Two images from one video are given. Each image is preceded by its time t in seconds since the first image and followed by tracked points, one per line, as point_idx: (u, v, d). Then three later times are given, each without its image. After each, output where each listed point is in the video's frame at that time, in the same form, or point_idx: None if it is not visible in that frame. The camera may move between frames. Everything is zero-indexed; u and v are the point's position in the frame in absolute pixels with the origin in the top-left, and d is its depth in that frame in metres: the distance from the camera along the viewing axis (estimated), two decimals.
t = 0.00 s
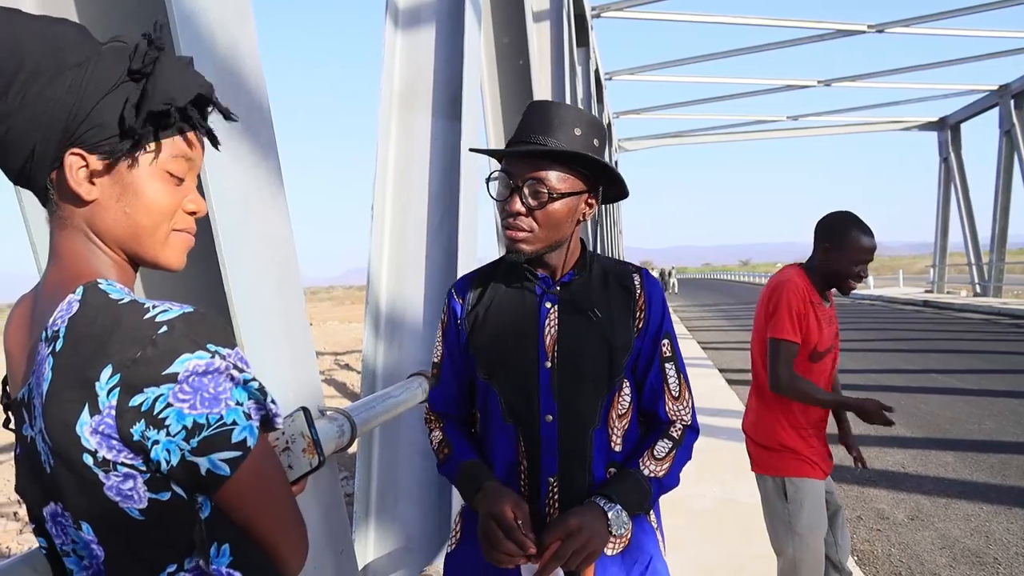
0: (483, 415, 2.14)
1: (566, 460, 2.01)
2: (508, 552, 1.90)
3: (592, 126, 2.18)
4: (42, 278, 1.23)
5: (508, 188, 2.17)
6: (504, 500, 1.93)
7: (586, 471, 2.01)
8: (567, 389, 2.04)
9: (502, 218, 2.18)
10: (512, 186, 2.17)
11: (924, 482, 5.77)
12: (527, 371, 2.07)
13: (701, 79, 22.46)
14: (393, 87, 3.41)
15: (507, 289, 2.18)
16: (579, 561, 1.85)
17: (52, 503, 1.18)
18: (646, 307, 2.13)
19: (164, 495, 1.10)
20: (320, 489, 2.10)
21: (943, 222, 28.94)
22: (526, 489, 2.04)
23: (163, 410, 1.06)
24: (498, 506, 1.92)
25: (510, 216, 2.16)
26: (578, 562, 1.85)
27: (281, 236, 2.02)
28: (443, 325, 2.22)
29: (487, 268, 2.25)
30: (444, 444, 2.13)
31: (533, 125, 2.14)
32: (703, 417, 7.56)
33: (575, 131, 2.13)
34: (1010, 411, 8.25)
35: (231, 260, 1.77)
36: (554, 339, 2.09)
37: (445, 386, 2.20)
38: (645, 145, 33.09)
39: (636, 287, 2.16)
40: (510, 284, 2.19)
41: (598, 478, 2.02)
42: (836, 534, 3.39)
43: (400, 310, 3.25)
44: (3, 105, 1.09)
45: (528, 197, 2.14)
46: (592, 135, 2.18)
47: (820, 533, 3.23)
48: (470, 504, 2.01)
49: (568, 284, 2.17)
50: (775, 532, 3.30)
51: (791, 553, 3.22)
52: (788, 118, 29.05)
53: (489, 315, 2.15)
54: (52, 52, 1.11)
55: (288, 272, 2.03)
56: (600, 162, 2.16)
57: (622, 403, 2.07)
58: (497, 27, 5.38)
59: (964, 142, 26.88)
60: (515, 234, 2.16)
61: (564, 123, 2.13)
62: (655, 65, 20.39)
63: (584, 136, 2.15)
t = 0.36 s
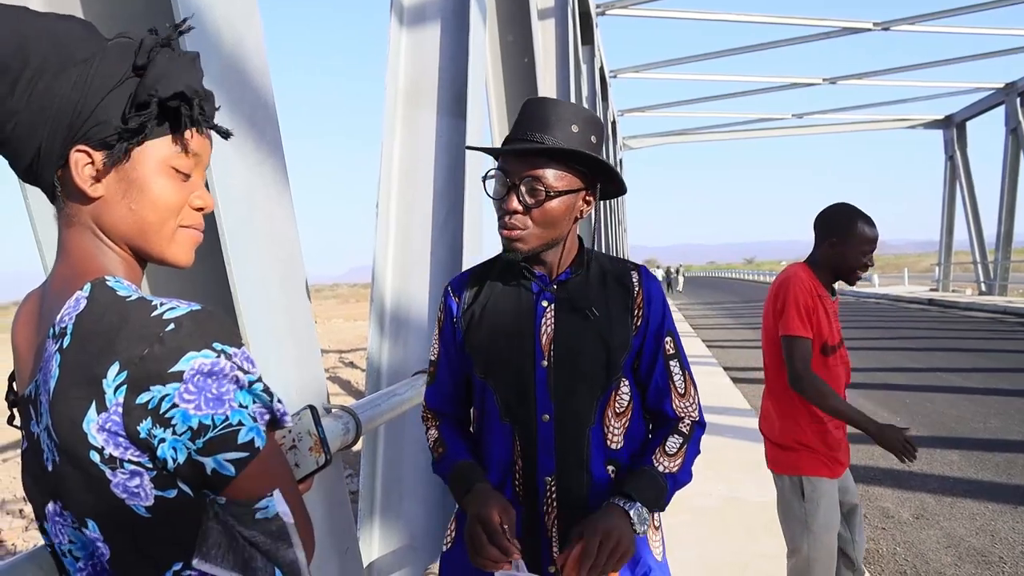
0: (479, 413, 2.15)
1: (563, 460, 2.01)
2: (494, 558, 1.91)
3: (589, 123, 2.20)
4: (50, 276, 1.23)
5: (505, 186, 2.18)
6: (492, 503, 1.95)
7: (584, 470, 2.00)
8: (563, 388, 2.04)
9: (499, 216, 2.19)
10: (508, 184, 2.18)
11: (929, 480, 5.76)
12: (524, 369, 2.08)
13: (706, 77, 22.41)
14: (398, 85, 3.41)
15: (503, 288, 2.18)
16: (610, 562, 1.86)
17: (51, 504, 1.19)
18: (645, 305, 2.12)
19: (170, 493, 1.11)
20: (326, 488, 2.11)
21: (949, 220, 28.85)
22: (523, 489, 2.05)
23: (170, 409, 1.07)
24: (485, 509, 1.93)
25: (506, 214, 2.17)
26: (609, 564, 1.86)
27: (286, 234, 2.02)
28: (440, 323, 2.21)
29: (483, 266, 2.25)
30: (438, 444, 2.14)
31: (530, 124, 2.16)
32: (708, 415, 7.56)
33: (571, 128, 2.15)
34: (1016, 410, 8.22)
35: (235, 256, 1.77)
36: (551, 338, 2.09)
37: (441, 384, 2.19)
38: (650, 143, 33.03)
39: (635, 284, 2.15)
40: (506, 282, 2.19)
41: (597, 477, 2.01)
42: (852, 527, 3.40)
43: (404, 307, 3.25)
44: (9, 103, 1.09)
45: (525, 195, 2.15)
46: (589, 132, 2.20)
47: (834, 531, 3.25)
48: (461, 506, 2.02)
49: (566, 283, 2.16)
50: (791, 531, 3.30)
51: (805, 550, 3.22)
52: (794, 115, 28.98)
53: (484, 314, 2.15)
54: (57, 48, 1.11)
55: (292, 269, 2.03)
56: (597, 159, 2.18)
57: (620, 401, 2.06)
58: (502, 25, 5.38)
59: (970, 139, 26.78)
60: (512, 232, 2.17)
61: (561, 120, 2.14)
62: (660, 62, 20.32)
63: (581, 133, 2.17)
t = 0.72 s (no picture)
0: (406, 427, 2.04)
1: (498, 468, 1.94)
2: None
3: (509, 122, 2.12)
4: (50, 277, 1.24)
5: (426, 188, 2.08)
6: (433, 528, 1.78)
7: (522, 476, 1.95)
8: (494, 394, 1.99)
9: (421, 220, 2.09)
10: (430, 186, 2.08)
11: (932, 482, 5.75)
12: (452, 379, 2.00)
13: (711, 77, 22.39)
14: (401, 84, 3.40)
15: (429, 296, 2.09)
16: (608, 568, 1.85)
17: (54, 502, 1.19)
18: (574, 305, 2.09)
19: (170, 493, 1.11)
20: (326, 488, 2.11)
21: (953, 221, 28.80)
22: (459, 502, 1.96)
23: (169, 410, 1.07)
24: (426, 532, 1.77)
25: (429, 218, 2.07)
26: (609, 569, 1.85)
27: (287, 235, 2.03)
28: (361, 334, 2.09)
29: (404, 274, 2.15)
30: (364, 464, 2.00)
31: (447, 123, 2.06)
32: (711, 416, 7.55)
33: (492, 127, 2.06)
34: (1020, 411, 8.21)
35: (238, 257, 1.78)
36: (479, 344, 2.03)
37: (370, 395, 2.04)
38: (653, 143, 33.01)
39: (561, 284, 2.11)
40: (431, 290, 2.10)
41: (535, 482, 1.96)
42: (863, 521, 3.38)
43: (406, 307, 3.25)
44: (12, 103, 1.10)
45: (448, 197, 2.06)
46: (509, 131, 2.11)
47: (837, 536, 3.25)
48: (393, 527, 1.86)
49: (490, 287, 2.10)
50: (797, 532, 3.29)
51: (811, 550, 3.22)
52: (797, 116, 28.95)
53: (410, 324, 2.04)
54: (61, 48, 1.11)
55: (292, 270, 2.04)
56: (521, 158, 2.10)
57: (553, 404, 2.02)
58: (506, 24, 5.36)
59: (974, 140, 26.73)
60: (435, 237, 2.06)
61: (481, 119, 2.05)
62: (665, 62, 20.31)
63: (502, 133, 2.09)
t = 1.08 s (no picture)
0: (345, 436, 1.86)
1: (451, 466, 1.84)
2: None
3: (435, 116, 2.03)
4: (50, 273, 1.23)
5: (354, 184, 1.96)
6: (406, 556, 1.65)
7: (474, 471, 1.88)
8: (440, 392, 1.88)
9: (349, 218, 1.96)
10: (358, 182, 1.96)
11: (934, 481, 5.75)
12: (396, 380, 1.86)
13: (715, 76, 22.39)
14: (404, 82, 3.40)
15: (360, 296, 1.91)
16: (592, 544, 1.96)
17: (40, 500, 1.19)
18: (501, 294, 2.07)
19: (173, 489, 1.12)
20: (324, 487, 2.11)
21: (956, 220, 28.77)
22: (412, 506, 1.83)
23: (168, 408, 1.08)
24: (400, 554, 1.65)
25: (358, 216, 1.95)
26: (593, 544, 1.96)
27: (288, 233, 2.06)
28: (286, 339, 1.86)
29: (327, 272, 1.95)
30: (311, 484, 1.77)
31: (370, 116, 1.93)
32: (714, 415, 7.56)
33: (419, 120, 1.96)
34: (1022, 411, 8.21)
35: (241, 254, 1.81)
36: (422, 342, 1.90)
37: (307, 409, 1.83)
38: (657, 141, 33.00)
39: (488, 274, 2.07)
40: (361, 289, 1.92)
41: (484, 474, 1.90)
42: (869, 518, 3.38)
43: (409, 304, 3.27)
44: (20, 97, 1.09)
45: (378, 193, 1.95)
46: (435, 125, 2.02)
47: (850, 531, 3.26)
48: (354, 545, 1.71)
49: (424, 283, 1.97)
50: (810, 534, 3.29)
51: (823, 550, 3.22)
52: (802, 115, 28.91)
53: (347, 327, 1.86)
54: (73, 44, 1.11)
55: (291, 268, 2.07)
56: (450, 152, 2.00)
57: (493, 395, 2.00)
58: (509, 23, 5.36)
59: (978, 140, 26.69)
60: (365, 235, 1.93)
61: (407, 113, 1.95)
62: (668, 61, 20.30)
63: (429, 126, 1.99)
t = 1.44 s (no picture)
0: (343, 439, 1.81)
1: (454, 463, 1.86)
2: None
3: (425, 117, 2.02)
4: (57, 270, 1.22)
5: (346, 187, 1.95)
6: (437, 554, 1.56)
7: (473, 469, 1.90)
8: (440, 390, 1.90)
9: (342, 221, 1.95)
10: (350, 184, 1.94)
11: (935, 481, 5.74)
12: (398, 378, 1.86)
13: (717, 75, 22.36)
14: (407, 81, 3.38)
15: (359, 296, 1.90)
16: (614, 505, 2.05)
17: (52, 495, 1.19)
18: (488, 291, 2.14)
19: (176, 486, 1.12)
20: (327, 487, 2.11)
21: (958, 220, 28.73)
22: (415, 506, 1.80)
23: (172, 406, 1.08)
24: (427, 553, 1.56)
25: (351, 218, 1.93)
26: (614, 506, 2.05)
27: (293, 232, 2.07)
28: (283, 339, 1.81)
29: (322, 268, 1.93)
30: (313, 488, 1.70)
31: (361, 118, 1.93)
32: (715, 414, 7.55)
33: (410, 121, 1.96)
34: None
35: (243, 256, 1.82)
36: (421, 340, 1.92)
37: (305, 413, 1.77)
38: (659, 140, 32.97)
39: (476, 274, 2.13)
40: (360, 290, 1.91)
41: (483, 471, 1.93)
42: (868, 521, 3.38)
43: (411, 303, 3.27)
44: (40, 98, 1.08)
45: (371, 195, 1.94)
46: (425, 126, 2.02)
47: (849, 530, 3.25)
48: (371, 546, 1.63)
49: (421, 280, 2.01)
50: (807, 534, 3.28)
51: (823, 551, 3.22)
52: (804, 115, 28.87)
53: (348, 327, 1.84)
54: (92, 45, 1.11)
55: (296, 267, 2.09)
56: (443, 153, 2.00)
57: (490, 391, 2.05)
58: (512, 23, 5.36)
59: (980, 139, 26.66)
60: (358, 237, 1.92)
61: (398, 114, 1.94)
62: (670, 60, 20.28)
63: (419, 127, 1.98)
